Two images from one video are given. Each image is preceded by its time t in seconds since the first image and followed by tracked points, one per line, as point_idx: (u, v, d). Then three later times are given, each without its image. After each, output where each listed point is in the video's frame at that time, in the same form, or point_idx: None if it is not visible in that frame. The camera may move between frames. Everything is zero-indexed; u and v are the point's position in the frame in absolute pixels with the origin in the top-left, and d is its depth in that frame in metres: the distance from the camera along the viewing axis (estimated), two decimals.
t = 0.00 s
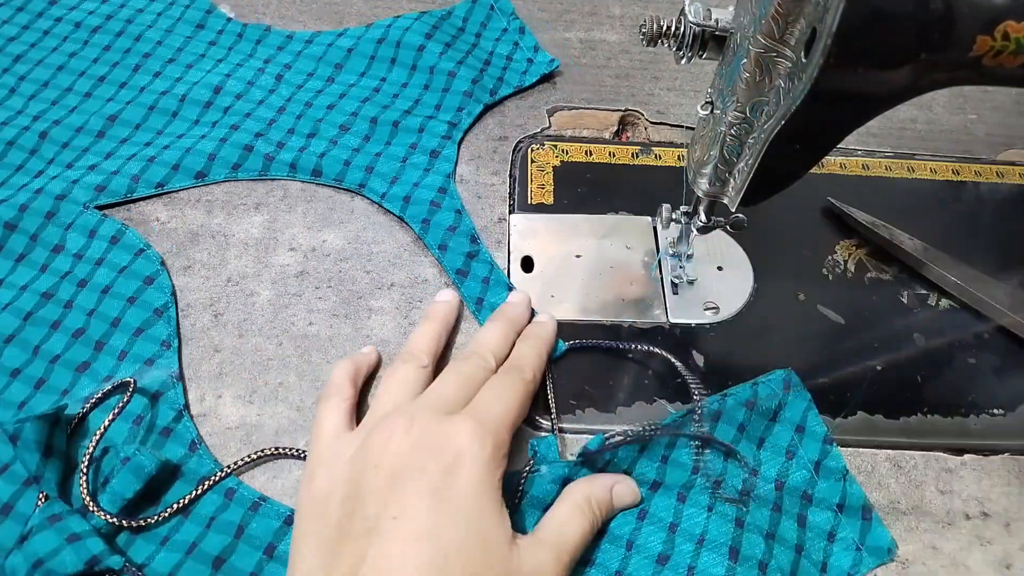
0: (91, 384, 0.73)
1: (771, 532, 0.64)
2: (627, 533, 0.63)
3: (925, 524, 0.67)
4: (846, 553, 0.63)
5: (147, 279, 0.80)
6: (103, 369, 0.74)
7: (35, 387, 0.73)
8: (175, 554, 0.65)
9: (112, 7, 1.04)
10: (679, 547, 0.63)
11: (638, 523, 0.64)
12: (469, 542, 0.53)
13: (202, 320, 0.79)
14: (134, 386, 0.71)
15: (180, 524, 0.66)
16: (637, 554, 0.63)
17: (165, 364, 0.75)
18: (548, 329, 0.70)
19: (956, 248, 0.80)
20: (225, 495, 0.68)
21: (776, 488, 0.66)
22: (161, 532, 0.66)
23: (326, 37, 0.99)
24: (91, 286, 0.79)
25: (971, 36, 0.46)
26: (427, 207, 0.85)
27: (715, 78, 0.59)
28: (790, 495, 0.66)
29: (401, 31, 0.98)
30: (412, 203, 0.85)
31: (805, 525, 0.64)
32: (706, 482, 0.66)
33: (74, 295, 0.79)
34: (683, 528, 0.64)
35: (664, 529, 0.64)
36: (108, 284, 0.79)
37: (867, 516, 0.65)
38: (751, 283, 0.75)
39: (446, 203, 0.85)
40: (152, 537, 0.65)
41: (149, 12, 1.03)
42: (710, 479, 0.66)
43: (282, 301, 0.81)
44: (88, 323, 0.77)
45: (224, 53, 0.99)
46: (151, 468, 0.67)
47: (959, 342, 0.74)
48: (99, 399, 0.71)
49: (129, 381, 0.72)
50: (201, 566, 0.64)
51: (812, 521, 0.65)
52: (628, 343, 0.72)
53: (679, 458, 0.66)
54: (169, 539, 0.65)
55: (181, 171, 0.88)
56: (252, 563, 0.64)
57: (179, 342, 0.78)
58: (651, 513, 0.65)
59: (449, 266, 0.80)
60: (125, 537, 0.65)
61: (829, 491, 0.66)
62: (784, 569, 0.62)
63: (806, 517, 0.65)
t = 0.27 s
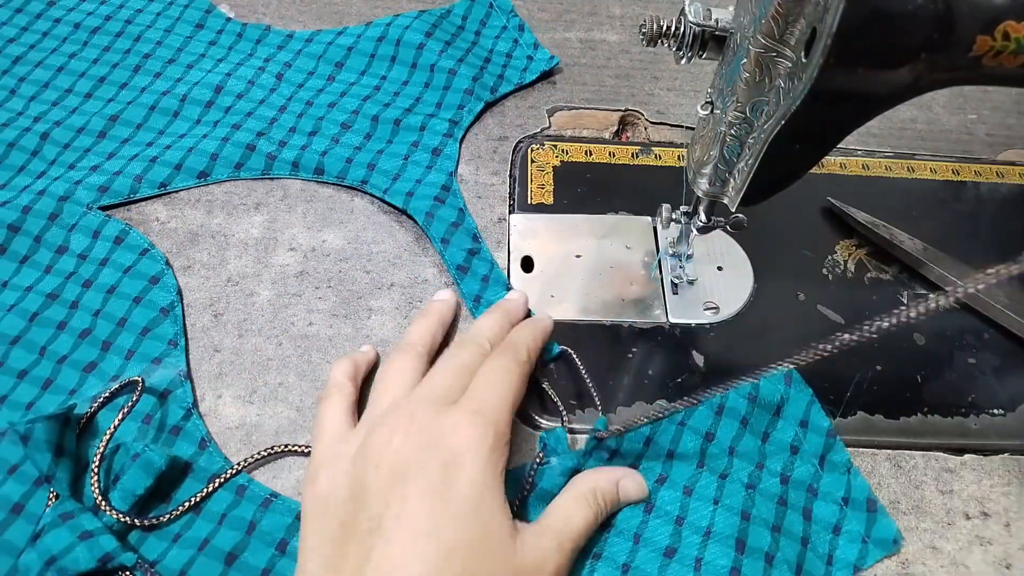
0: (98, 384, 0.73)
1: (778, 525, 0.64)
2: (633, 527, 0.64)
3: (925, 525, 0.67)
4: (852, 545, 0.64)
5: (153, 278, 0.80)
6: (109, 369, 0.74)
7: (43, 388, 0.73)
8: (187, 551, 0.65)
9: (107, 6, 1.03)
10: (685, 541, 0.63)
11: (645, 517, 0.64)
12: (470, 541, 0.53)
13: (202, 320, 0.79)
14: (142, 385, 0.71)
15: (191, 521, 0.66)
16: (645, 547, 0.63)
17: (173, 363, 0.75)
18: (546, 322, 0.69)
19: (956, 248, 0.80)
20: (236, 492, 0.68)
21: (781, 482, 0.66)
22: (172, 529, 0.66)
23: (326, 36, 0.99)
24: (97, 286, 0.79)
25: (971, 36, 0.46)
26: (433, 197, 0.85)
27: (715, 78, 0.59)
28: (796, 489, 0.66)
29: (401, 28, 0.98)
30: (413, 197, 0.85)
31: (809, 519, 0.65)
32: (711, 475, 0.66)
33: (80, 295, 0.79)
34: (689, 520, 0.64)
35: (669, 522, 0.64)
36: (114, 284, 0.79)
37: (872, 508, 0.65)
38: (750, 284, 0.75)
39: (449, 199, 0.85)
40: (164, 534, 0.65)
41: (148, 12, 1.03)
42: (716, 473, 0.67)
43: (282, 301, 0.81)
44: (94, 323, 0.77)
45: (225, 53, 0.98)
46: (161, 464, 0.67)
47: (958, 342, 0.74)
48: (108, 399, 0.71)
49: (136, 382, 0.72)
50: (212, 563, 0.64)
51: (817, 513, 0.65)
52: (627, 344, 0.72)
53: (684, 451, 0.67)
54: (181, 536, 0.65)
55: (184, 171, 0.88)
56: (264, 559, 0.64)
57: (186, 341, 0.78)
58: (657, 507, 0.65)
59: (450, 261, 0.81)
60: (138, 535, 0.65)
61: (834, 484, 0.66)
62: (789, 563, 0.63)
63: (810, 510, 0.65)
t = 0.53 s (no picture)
0: (94, 387, 0.74)
1: (775, 526, 0.66)
2: (632, 530, 0.65)
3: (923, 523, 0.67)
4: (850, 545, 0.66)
5: (149, 280, 0.80)
6: (105, 371, 0.75)
7: (37, 391, 0.73)
8: (181, 555, 0.65)
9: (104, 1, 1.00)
10: (683, 543, 0.65)
11: (643, 520, 0.66)
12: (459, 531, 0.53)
13: (202, 320, 0.80)
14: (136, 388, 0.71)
15: (185, 525, 0.66)
16: (643, 550, 0.64)
17: (168, 366, 0.76)
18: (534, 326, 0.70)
19: (955, 248, 0.80)
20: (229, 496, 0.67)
21: (780, 482, 0.67)
22: (165, 534, 0.66)
23: (326, 39, 0.97)
24: (92, 289, 0.79)
25: (971, 36, 0.46)
26: (432, 203, 0.85)
27: (715, 78, 0.59)
28: (795, 489, 0.67)
29: (401, 31, 0.96)
30: (411, 203, 0.85)
31: (808, 519, 0.66)
32: (709, 477, 0.67)
33: (75, 298, 0.79)
34: (688, 523, 0.65)
35: (668, 525, 0.65)
36: (109, 286, 0.79)
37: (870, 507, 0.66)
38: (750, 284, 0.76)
39: (447, 207, 0.84)
40: (157, 538, 0.66)
41: (149, 13, 0.99)
42: (714, 474, 0.67)
43: (282, 302, 0.81)
44: (90, 326, 0.77)
45: (225, 55, 0.96)
46: (155, 468, 0.67)
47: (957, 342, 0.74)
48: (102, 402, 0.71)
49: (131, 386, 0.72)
50: (206, 567, 0.64)
51: (816, 513, 0.67)
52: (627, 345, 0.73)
53: (682, 452, 0.68)
54: (175, 540, 0.66)
55: (181, 173, 0.87)
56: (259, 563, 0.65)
57: (181, 343, 0.78)
58: (656, 509, 0.66)
59: (449, 267, 0.81)
60: (132, 540, 0.65)
61: (833, 485, 0.67)
62: (789, 562, 0.65)
63: (808, 511, 0.67)
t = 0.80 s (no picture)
0: (94, 387, 0.74)
1: (775, 527, 0.66)
2: (632, 530, 0.65)
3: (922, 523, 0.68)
4: (851, 546, 0.66)
5: (148, 280, 0.80)
6: (106, 371, 0.75)
7: (37, 391, 0.73)
8: (180, 556, 0.65)
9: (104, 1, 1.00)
10: (683, 545, 0.65)
11: (643, 521, 0.66)
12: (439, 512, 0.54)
13: (203, 320, 0.80)
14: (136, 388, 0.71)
15: (185, 526, 0.66)
16: (643, 551, 0.64)
17: (167, 366, 0.75)
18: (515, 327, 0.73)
19: (955, 249, 0.80)
20: (229, 496, 0.68)
21: (780, 483, 0.68)
22: (165, 534, 0.66)
23: (326, 39, 0.96)
24: (92, 289, 0.79)
25: (971, 36, 0.46)
26: (432, 204, 0.85)
27: (715, 78, 0.59)
28: (795, 490, 0.67)
29: (401, 32, 0.96)
30: (412, 203, 0.85)
31: (809, 520, 0.67)
32: (709, 478, 0.67)
33: (75, 298, 0.79)
34: (688, 524, 0.66)
35: (669, 526, 0.65)
36: (109, 286, 0.79)
37: (871, 508, 0.67)
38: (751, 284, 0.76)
39: (447, 207, 0.84)
40: (156, 538, 0.66)
41: (149, 13, 0.99)
42: (714, 475, 0.68)
43: (282, 302, 0.81)
44: (89, 326, 0.77)
45: (226, 55, 0.96)
46: (155, 469, 0.67)
47: (958, 342, 0.74)
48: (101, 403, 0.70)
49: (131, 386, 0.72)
50: (206, 567, 0.64)
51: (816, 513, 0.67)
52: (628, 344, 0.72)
53: (682, 453, 0.68)
54: (174, 540, 0.66)
55: (181, 173, 0.87)
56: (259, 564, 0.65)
57: (181, 344, 0.78)
58: (656, 510, 0.66)
59: (449, 268, 0.80)
60: (131, 540, 0.65)
61: (833, 486, 0.68)
62: (789, 563, 0.65)
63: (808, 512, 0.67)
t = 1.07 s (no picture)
0: (98, 389, 0.74)
1: (781, 531, 0.66)
2: (637, 535, 0.65)
3: (920, 525, 0.70)
4: (857, 551, 0.66)
5: (153, 283, 0.80)
6: (110, 373, 0.75)
7: (41, 393, 0.73)
8: (186, 559, 0.65)
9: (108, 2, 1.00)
10: (689, 549, 0.64)
11: (648, 526, 0.66)
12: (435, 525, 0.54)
13: (202, 320, 0.80)
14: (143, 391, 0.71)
15: (191, 529, 0.66)
16: (648, 556, 0.64)
17: (172, 369, 0.76)
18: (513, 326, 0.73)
19: (955, 249, 0.80)
20: (236, 500, 0.68)
21: (785, 486, 0.68)
22: (171, 536, 0.66)
23: (331, 40, 0.96)
24: (96, 291, 0.79)
25: (971, 36, 0.46)
26: (437, 203, 0.84)
27: (715, 78, 0.59)
28: (799, 494, 0.68)
29: (406, 34, 0.96)
30: (416, 203, 0.84)
31: (814, 524, 0.67)
32: (715, 483, 0.67)
33: (79, 300, 0.79)
34: (693, 528, 0.65)
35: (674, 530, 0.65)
36: (114, 288, 0.79)
37: (878, 512, 0.67)
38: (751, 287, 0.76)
39: (452, 208, 0.84)
40: (162, 541, 0.66)
41: (152, 15, 0.99)
42: (719, 480, 0.67)
43: (282, 301, 0.81)
44: (94, 328, 0.77)
45: (230, 57, 0.96)
46: (161, 472, 0.67)
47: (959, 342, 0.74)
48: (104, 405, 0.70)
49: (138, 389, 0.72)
50: (212, 570, 0.64)
51: (822, 518, 0.67)
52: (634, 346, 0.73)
53: (687, 457, 0.68)
54: (180, 543, 0.66)
55: (185, 175, 0.87)
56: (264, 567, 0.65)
57: (186, 346, 0.78)
58: (661, 515, 0.66)
59: (451, 267, 0.80)
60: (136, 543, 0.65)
61: (838, 489, 0.68)
62: (795, 567, 0.65)
63: (814, 517, 0.67)
